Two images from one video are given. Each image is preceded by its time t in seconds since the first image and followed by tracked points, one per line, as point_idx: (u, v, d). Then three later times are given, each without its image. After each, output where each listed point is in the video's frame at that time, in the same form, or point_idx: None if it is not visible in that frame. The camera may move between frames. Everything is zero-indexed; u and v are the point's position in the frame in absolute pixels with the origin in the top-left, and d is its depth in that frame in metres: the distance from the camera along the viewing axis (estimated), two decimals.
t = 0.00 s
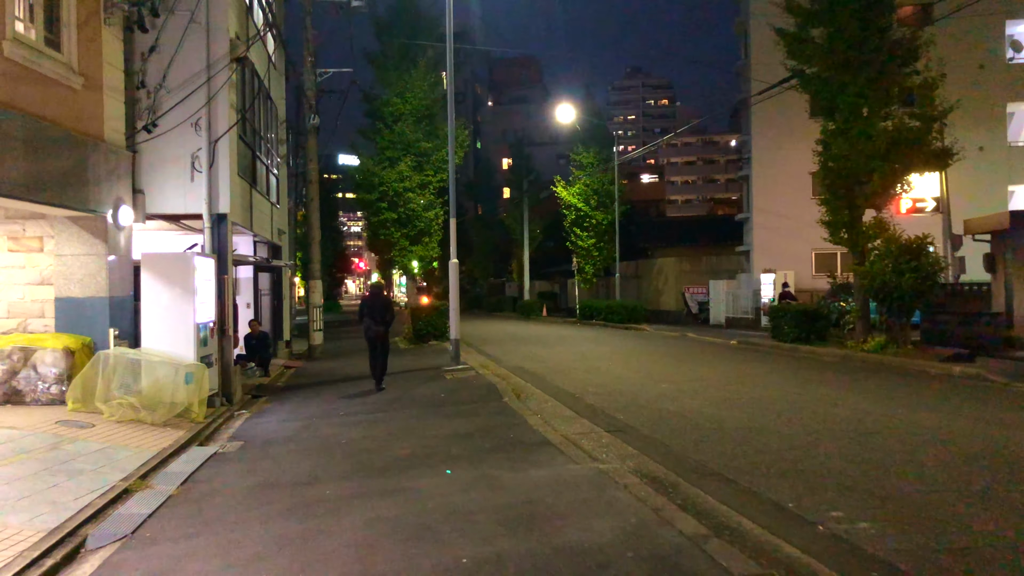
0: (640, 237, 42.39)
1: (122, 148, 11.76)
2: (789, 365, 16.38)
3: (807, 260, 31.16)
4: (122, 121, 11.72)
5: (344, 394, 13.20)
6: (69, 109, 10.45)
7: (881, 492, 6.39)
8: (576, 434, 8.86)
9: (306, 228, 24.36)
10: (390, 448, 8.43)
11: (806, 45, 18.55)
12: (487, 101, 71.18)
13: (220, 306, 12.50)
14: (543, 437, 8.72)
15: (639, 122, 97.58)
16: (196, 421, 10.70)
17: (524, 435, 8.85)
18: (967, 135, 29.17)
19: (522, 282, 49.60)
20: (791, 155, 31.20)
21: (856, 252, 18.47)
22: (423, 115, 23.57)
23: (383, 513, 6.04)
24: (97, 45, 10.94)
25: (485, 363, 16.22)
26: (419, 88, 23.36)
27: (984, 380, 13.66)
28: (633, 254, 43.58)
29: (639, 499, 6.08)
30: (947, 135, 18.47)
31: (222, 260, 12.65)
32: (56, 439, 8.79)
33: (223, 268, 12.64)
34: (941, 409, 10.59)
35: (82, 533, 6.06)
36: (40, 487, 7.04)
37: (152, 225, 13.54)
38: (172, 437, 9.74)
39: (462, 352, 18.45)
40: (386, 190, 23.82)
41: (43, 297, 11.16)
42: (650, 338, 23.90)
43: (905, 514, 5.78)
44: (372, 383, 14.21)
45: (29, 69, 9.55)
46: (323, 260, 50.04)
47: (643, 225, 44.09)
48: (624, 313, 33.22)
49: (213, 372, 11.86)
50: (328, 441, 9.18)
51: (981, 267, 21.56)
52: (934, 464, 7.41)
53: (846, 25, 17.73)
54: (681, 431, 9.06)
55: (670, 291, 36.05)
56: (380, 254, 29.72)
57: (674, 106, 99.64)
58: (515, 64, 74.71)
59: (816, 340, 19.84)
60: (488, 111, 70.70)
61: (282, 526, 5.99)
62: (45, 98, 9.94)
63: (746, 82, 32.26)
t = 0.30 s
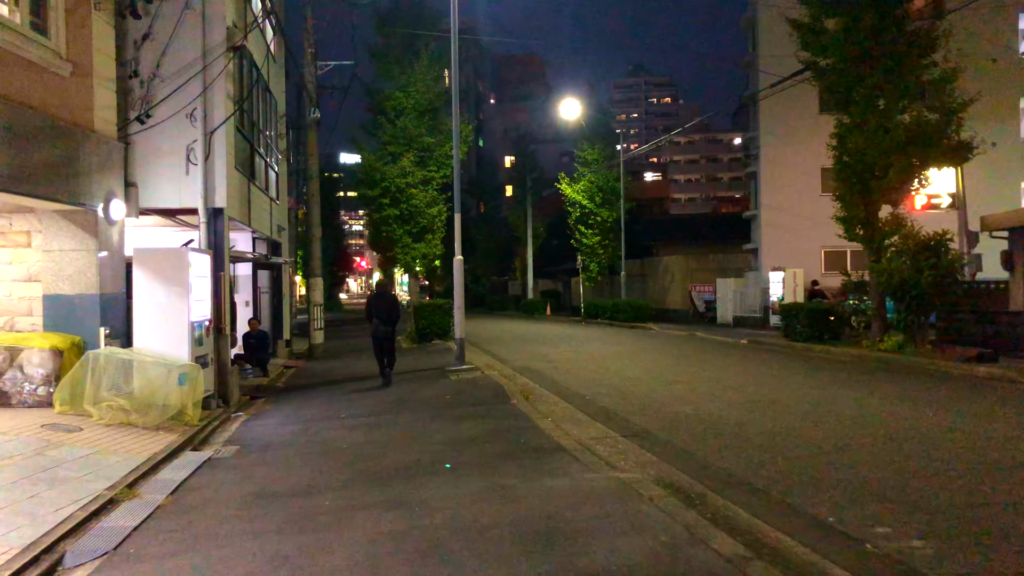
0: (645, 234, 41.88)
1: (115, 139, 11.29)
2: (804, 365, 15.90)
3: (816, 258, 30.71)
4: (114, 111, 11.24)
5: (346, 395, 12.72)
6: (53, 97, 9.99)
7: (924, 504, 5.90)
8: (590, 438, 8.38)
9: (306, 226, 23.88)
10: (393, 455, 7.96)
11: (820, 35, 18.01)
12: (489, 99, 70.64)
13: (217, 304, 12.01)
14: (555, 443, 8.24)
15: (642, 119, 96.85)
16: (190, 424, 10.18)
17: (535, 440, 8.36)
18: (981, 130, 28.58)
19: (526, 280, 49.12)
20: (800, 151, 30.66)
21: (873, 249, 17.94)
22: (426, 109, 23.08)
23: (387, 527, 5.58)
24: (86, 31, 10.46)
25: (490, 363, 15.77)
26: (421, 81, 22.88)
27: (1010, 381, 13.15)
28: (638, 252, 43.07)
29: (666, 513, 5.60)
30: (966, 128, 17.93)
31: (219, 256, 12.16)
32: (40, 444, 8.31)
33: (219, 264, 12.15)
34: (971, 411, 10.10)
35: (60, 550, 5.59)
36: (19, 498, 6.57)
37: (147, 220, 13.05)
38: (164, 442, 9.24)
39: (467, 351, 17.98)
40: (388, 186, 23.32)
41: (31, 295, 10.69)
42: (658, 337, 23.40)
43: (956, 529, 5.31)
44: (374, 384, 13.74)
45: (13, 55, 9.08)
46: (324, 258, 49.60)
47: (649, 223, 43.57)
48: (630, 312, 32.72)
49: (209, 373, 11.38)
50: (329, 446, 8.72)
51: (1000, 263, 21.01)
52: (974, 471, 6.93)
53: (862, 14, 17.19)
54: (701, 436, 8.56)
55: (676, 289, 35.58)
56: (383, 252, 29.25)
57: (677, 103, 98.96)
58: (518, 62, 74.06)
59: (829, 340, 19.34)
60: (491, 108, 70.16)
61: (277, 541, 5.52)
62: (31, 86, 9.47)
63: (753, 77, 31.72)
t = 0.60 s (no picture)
0: (650, 233, 41.38)
1: (105, 132, 10.80)
2: (820, 367, 15.38)
3: (825, 257, 30.18)
4: (103, 103, 10.75)
5: (347, 399, 12.24)
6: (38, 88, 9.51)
7: (976, 525, 5.40)
8: (605, 448, 7.88)
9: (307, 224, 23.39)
10: (396, 466, 7.49)
11: (835, 27, 17.49)
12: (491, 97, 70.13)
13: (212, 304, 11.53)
14: (568, 453, 7.75)
15: (645, 118, 96.36)
16: (182, 430, 9.71)
17: (546, 450, 7.88)
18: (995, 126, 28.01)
19: (528, 279, 48.60)
20: (809, 148, 30.13)
21: (889, 246, 17.41)
22: (428, 105, 22.60)
23: (391, 550, 5.11)
24: (73, 19, 9.97)
25: (496, 365, 15.29)
26: (424, 76, 22.39)
27: None
28: (643, 251, 42.55)
29: (696, 536, 5.12)
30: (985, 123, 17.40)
31: (213, 255, 11.68)
32: (21, 454, 7.82)
33: (213, 263, 11.67)
34: (1005, 416, 9.58)
35: None
36: None
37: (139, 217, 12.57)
38: (154, 450, 8.75)
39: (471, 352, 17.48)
40: (389, 184, 22.82)
41: (16, 295, 10.21)
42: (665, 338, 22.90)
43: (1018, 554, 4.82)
44: (376, 387, 13.27)
45: None
46: (325, 257, 49.08)
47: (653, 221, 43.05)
48: (636, 311, 32.21)
49: (203, 376, 10.90)
50: (328, 455, 8.25)
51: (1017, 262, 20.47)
52: (1021, 485, 6.44)
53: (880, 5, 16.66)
54: (722, 445, 8.08)
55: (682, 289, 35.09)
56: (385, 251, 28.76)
57: (679, 102, 98.46)
58: (520, 60, 73.59)
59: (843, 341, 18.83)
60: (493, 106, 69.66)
61: (270, 565, 5.04)
62: (13, 74, 8.98)
63: (761, 73, 31.21)
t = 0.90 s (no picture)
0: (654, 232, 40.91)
1: (95, 122, 10.37)
2: (835, 368, 14.91)
3: (834, 255, 29.70)
4: (92, 93, 10.30)
5: (347, 401, 11.78)
6: (23, 75, 9.08)
7: None
8: (620, 454, 7.45)
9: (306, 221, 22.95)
10: (399, 474, 7.05)
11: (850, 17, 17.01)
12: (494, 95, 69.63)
13: (207, 302, 11.08)
14: (582, 460, 7.31)
15: (647, 117, 95.79)
16: (174, 434, 9.25)
17: (558, 456, 7.44)
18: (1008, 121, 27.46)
19: (531, 278, 48.14)
20: (818, 145, 29.65)
21: (905, 244, 16.95)
22: (431, 99, 22.14)
23: (393, 569, 4.68)
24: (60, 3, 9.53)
25: (501, 365, 14.85)
26: (426, 70, 21.95)
27: None
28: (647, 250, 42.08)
29: (728, 556, 4.67)
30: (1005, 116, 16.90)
31: (209, 252, 11.22)
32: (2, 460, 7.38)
33: (209, 260, 11.21)
34: None
35: None
36: None
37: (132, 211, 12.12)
38: (144, 456, 8.31)
39: (476, 352, 17.02)
40: (391, 180, 22.36)
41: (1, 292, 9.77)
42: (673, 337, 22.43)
43: None
44: (377, 387, 12.83)
45: None
46: (326, 256, 48.63)
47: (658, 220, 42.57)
48: (641, 310, 31.75)
49: (197, 377, 10.45)
50: (327, 462, 7.81)
51: None
52: None
53: None
54: (744, 450, 7.63)
55: (687, 288, 34.63)
56: (386, 250, 28.32)
57: (681, 101, 97.96)
58: (522, 59, 73.11)
59: (856, 341, 18.35)
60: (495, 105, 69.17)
61: None
62: None
63: (767, 69, 30.75)
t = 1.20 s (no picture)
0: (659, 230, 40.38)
1: (82, 116, 9.87)
2: (853, 371, 14.39)
3: (843, 255, 29.16)
4: (80, 85, 9.80)
5: (347, 406, 11.29)
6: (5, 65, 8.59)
7: None
8: (639, 470, 6.96)
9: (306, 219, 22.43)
10: (402, 492, 6.57)
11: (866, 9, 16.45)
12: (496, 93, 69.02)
13: (200, 305, 10.58)
14: (598, 477, 6.82)
15: (650, 115, 95.11)
16: (164, 445, 8.75)
17: (572, 471, 6.94)
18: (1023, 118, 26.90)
19: (534, 278, 47.60)
20: (827, 142, 29.10)
21: (924, 243, 16.42)
22: (434, 94, 21.62)
23: None
24: None
25: (507, 368, 14.33)
26: (429, 65, 21.44)
27: None
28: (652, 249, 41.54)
29: None
30: None
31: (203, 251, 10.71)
32: None
33: (202, 260, 10.70)
34: None
35: None
36: None
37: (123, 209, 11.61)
38: (130, 469, 7.82)
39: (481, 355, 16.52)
40: (392, 177, 21.83)
41: None
42: (681, 338, 21.90)
43: None
44: (379, 393, 12.34)
45: None
46: (326, 255, 48.11)
47: (662, 219, 42.03)
48: (647, 310, 31.21)
49: (190, 383, 9.96)
50: (326, 477, 7.33)
51: None
52: None
53: None
54: (772, 465, 7.12)
55: (694, 287, 34.10)
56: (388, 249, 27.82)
57: (684, 99, 97.35)
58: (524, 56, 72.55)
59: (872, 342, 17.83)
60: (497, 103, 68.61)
61: None
62: None
63: (775, 65, 30.24)
